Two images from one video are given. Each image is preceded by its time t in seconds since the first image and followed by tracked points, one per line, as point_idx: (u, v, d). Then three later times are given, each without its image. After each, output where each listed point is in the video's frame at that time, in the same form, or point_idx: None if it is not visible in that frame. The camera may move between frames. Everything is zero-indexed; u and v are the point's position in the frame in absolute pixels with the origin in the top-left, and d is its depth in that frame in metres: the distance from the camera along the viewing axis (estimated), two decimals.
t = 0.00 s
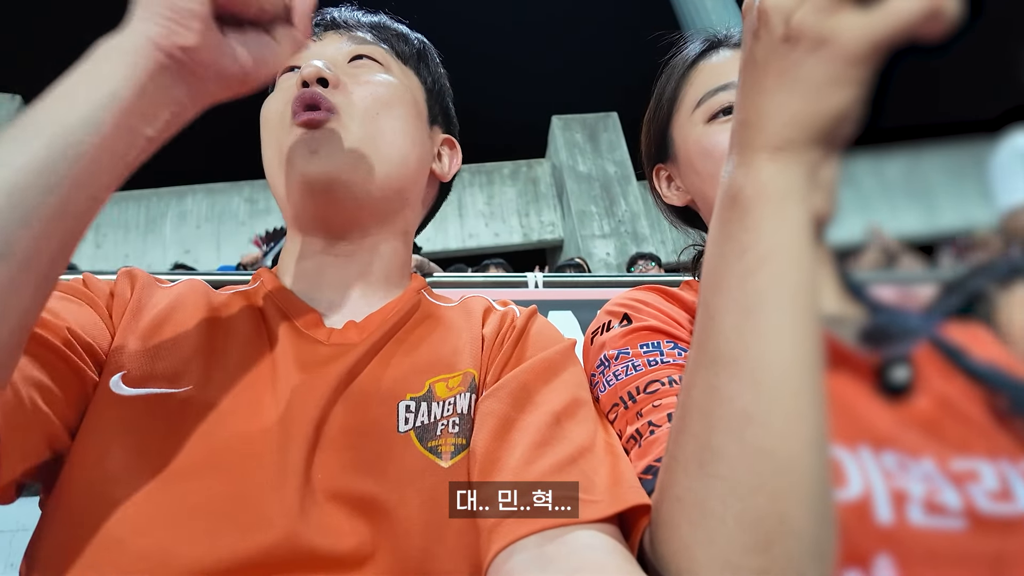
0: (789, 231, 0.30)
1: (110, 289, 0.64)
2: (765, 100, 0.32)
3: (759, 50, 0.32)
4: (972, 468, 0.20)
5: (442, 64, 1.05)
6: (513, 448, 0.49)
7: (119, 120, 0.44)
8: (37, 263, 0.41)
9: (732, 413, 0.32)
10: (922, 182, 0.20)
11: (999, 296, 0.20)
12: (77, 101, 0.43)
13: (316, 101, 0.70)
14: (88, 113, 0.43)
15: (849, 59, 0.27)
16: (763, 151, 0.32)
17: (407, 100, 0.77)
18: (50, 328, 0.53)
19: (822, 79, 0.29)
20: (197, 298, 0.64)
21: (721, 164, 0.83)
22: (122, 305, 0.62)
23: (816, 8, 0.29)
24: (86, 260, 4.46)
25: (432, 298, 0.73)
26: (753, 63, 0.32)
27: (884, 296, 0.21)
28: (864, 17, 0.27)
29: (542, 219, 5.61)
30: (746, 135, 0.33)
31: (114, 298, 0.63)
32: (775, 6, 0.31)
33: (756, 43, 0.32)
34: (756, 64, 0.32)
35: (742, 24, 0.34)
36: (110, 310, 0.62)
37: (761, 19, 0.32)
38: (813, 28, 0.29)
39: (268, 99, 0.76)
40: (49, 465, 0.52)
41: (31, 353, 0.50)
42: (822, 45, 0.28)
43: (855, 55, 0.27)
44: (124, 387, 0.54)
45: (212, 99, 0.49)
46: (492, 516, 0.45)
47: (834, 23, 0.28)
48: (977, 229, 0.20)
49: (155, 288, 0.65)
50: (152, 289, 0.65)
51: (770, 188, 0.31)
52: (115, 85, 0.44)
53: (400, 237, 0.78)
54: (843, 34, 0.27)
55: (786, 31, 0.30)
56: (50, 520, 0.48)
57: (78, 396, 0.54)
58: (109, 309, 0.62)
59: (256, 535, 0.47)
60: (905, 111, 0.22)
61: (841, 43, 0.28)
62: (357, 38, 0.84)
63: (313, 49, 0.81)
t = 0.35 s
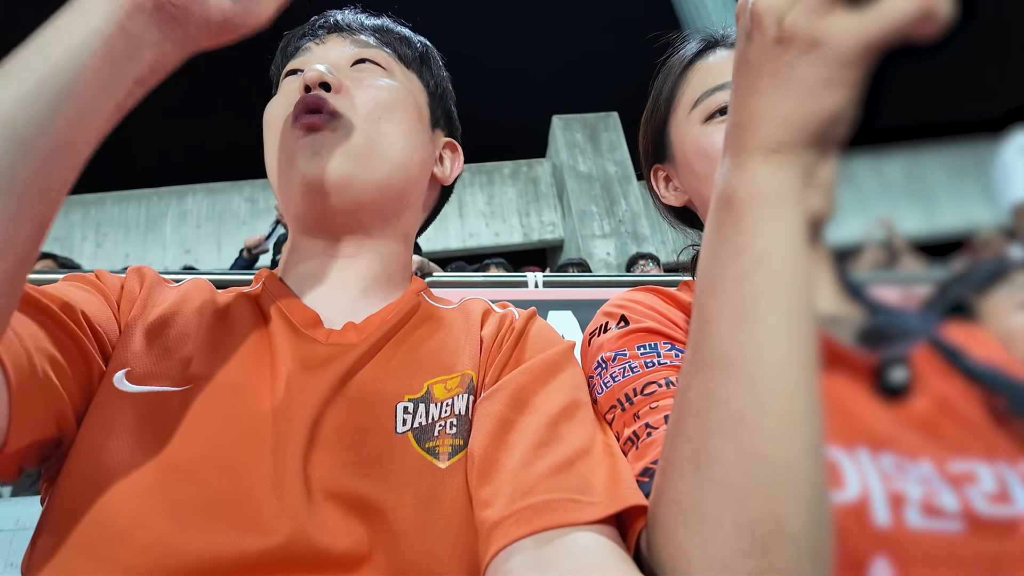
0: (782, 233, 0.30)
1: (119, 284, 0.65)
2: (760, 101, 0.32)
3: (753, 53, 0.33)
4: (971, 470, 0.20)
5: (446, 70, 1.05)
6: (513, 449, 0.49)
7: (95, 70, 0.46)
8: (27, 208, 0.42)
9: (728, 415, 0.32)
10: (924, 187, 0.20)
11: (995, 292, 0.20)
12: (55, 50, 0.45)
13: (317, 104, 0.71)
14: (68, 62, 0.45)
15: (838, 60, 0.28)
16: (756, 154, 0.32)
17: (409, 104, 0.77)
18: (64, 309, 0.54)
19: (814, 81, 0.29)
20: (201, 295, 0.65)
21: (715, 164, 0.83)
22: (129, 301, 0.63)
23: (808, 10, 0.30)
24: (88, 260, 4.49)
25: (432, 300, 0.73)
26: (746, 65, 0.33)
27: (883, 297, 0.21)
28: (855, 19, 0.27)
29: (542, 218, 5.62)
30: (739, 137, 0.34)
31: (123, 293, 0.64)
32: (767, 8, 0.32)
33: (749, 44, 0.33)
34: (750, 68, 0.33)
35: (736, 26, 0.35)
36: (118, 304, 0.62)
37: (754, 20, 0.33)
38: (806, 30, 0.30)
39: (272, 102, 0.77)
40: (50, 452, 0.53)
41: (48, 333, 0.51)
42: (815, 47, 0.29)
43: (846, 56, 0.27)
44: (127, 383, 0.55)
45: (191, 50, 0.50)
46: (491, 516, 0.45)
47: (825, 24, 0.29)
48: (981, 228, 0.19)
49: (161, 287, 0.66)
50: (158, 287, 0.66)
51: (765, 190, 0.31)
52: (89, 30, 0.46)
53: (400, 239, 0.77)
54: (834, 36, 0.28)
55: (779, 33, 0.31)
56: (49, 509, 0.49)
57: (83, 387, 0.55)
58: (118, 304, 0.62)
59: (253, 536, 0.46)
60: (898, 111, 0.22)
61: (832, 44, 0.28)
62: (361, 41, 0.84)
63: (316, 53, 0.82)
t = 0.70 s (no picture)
0: (775, 234, 0.30)
1: (106, 284, 0.64)
2: (751, 100, 0.32)
3: (743, 52, 0.33)
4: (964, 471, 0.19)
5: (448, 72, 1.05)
6: (508, 449, 0.49)
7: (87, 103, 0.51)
8: (10, 223, 0.46)
9: (720, 417, 0.32)
10: (923, 182, 0.19)
11: (983, 293, 0.20)
12: (38, 91, 0.50)
13: (323, 103, 0.71)
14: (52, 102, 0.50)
15: (829, 58, 0.28)
16: (749, 154, 0.32)
17: (413, 106, 0.77)
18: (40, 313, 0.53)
19: (807, 79, 0.29)
20: (192, 297, 0.65)
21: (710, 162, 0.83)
22: (116, 301, 0.63)
23: (798, 8, 0.30)
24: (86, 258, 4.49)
25: (428, 300, 0.73)
26: (737, 64, 0.33)
27: (878, 297, 0.20)
28: (847, 15, 0.27)
29: (541, 217, 5.62)
30: (732, 137, 0.34)
31: (110, 293, 0.63)
32: (759, 7, 0.32)
33: (740, 43, 0.33)
34: (743, 67, 0.33)
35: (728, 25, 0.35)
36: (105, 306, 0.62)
37: (745, 19, 0.33)
38: (798, 28, 0.30)
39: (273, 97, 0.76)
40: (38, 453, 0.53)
41: (23, 338, 0.51)
42: (807, 45, 0.29)
43: (836, 54, 0.27)
44: (113, 384, 0.55)
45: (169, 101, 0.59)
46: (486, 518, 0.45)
47: (818, 21, 0.29)
48: (977, 228, 0.19)
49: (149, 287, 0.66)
50: (147, 287, 0.65)
51: (757, 190, 0.31)
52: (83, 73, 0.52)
53: (398, 236, 0.77)
54: (824, 33, 0.28)
55: (770, 32, 0.31)
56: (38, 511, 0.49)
57: (68, 388, 0.55)
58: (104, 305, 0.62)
59: (247, 537, 0.46)
60: (888, 109, 0.22)
61: (823, 41, 0.28)
62: (367, 42, 0.83)
63: (320, 47, 0.82)
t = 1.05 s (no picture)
0: (776, 234, 0.29)
1: (112, 282, 0.64)
2: (754, 99, 0.32)
3: (746, 49, 0.33)
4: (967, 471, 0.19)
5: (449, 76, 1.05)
6: (509, 450, 0.49)
7: (88, 72, 0.50)
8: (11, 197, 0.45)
9: (722, 418, 0.32)
10: (922, 182, 0.19)
11: (982, 290, 0.19)
12: (41, 58, 0.48)
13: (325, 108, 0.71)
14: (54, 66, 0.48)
15: (832, 57, 0.27)
16: (750, 153, 0.32)
17: (414, 111, 0.77)
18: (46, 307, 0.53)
19: (808, 78, 0.29)
20: (195, 294, 0.64)
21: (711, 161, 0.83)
22: (120, 298, 0.63)
23: (802, 6, 0.30)
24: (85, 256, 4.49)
25: (429, 301, 0.73)
26: (740, 62, 0.33)
27: (880, 295, 0.20)
28: (849, 14, 0.27)
29: (541, 216, 5.61)
30: (733, 136, 0.33)
31: (114, 291, 0.63)
32: (761, 5, 0.32)
33: (743, 42, 0.33)
34: (745, 65, 0.33)
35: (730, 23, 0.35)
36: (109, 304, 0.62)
37: (747, 17, 0.33)
38: (799, 26, 0.30)
39: (275, 102, 0.76)
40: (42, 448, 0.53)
41: (29, 331, 0.51)
42: (808, 44, 0.29)
43: (839, 52, 0.27)
44: (117, 380, 0.54)
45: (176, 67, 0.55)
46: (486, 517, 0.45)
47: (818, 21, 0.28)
48: (976, 227, 0.19)
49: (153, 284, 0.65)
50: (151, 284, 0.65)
51: (758, 190, 0.31)
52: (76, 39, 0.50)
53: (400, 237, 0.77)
54: (826, 31, 0.28)
55: (772, 30, 0.31)
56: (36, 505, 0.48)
57: (71, 383, 0.55)
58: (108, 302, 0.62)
59: (243, 536, 0.46)
60: (892, 109, 0.22)
61: (823, 39, 0.28)
62: (368, 46, 0.83)
63: (322, 52, 0.82)
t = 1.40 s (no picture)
0: (771, 233, 0.29)
1: (100, 289, 0.64)
2: (744, 97, 0.32)
3: (736, 47, 0.32)
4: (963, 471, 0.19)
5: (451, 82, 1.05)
6: (505, 451, 0.49)
7: (91, 107, 0.51)
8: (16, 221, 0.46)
9: (715, 419, 0.32)
10: (919, 179, 0.19)
11: (977, 292, 0.19)
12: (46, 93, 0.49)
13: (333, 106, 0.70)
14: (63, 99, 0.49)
15: (823, 56, 0.28)
16: (742, 152, 0.32)
17: (419, 116, 0.77)
18: (31, 323, 0.53)
19: (801, 77, 0.29)
20: (185, 299, 0.64)
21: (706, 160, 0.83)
22: (109, 305, 0.62)
23: (791, 5, 0.30)
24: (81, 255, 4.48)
25: (424, 300, 0.72)
26: (730, 60, 0.32)
27: (875, 296, 0.20)
28: (841, 11, 0.27)
29: (539, 214, 5.61)
30: (724, 135, 0.33)
31: (103, 298, 0.63)
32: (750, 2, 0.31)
33: (732, 40, 0.32)
34: (734, 63, 0.32)
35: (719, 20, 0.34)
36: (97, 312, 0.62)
37: (736, 15, 0.32)
38: (790, 25, 0.30)
39: (277, 94, 0.75)
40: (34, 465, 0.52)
41: (22, 357, 0.51)
42: (801, 42, 0.29)
43: (830, 49, 0.27)
44: (107, 388, 0.54)
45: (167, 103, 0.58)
46: (483, 520, 0.45)
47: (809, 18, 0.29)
48: (971, 225, 0.18)
49: (143, 290, 0.65)
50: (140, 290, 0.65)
51: (752, 190, 0.31)
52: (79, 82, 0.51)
53: (397, 239, 0.77)
54: (818, 30, 0.28)
55: (762, 29, 0.31)
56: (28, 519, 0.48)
57: (60, 398, 0.54)
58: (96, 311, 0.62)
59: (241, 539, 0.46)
60: (883, 106, 0.22)
61: (815, 39, 0.28)
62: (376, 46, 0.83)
63: (327, 48, 0.82)
